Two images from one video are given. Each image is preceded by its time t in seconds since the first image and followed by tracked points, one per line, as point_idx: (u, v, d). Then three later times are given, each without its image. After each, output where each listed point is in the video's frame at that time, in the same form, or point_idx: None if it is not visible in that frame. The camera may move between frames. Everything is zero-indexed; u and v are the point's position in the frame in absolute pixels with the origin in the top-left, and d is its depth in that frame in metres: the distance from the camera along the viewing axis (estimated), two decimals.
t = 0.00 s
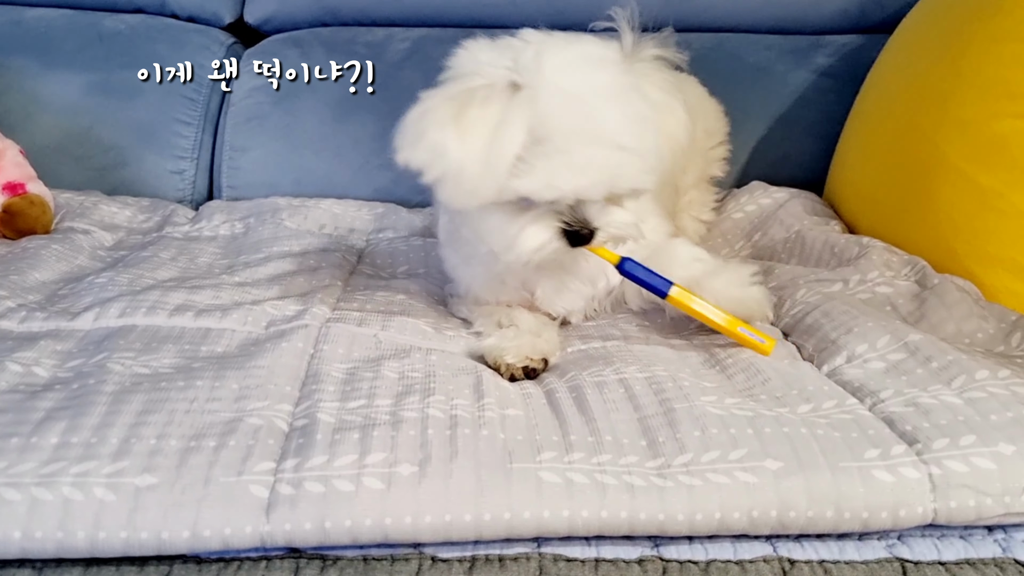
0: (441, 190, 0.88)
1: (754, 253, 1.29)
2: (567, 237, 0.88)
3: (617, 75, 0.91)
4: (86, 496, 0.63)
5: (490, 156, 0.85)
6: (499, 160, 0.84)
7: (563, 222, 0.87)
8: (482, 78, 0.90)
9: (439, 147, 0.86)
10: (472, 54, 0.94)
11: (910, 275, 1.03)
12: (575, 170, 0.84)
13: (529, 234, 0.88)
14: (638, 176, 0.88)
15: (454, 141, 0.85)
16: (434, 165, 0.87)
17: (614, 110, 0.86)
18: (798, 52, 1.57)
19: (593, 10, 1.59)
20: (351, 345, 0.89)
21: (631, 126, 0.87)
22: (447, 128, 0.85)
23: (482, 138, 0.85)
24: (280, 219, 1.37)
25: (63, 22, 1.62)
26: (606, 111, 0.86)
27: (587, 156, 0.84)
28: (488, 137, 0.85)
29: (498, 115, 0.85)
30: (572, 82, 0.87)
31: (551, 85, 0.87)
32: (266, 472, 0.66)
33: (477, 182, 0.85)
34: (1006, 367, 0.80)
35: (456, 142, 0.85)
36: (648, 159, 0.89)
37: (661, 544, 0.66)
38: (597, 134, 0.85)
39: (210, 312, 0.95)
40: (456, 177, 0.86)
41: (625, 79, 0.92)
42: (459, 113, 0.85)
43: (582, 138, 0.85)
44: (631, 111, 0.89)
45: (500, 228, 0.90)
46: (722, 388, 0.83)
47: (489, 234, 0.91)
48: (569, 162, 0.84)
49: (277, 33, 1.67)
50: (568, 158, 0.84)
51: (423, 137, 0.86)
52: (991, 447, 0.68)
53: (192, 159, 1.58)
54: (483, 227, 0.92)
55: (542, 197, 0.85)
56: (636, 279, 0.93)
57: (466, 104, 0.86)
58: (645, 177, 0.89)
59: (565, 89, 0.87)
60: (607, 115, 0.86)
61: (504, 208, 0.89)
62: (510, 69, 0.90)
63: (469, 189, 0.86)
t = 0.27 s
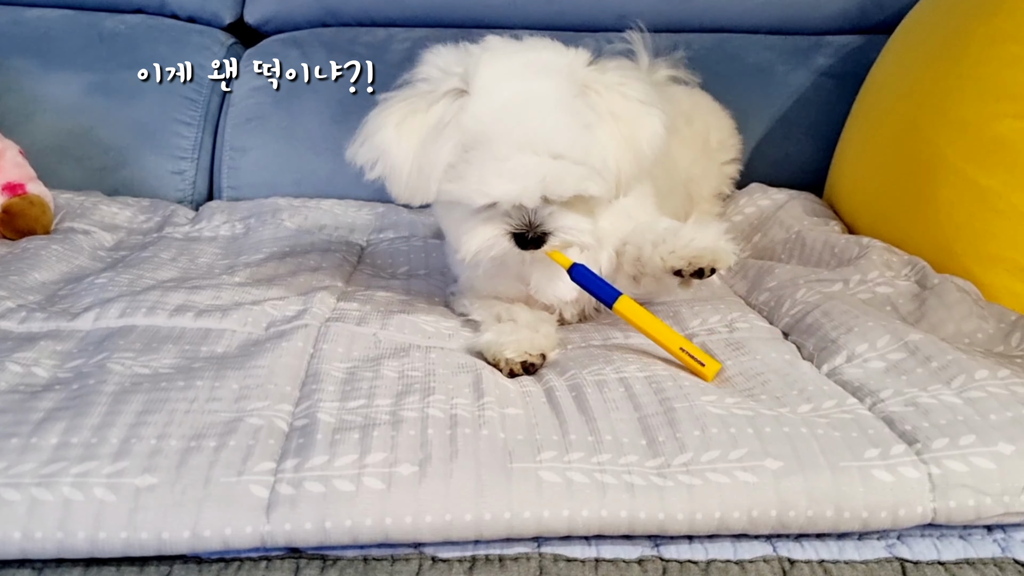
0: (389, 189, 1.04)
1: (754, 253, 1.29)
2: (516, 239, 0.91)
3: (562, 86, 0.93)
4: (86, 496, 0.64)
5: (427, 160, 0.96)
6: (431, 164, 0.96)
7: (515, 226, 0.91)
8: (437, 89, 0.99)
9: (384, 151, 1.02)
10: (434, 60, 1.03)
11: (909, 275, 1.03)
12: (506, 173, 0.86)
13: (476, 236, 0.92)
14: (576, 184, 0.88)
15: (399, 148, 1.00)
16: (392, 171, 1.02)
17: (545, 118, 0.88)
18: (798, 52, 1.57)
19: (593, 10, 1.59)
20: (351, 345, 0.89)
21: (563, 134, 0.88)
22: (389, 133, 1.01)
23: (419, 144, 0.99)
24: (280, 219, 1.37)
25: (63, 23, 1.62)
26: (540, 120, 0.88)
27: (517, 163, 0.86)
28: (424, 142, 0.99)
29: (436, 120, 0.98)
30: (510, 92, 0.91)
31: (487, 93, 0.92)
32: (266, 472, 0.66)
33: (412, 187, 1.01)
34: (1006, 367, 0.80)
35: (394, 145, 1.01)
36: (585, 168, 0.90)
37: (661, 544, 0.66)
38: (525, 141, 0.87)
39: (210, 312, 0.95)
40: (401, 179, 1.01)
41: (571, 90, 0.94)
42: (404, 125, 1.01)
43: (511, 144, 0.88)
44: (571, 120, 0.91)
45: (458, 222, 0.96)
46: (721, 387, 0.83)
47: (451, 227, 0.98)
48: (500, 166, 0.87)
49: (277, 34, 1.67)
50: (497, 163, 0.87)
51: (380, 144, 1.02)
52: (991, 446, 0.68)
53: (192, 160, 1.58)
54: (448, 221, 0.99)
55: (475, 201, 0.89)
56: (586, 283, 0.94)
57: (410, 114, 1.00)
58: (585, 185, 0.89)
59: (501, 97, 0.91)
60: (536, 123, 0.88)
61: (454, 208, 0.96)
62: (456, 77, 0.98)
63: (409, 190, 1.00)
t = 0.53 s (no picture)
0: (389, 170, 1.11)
1: (756, 254, 1.29)
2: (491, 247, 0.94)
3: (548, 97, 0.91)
4: (88, 497, 0.64)
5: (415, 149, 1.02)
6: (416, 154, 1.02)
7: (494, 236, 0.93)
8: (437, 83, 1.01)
9: (386, 137, 1.08)
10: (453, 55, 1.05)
11: (912, 276, 1.03)
12: (466, 178, 0.89)
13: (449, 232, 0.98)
14: (537, 196, 0.89)
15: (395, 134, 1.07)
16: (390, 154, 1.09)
17: (518, 129, 0.88)
18: (800, 52, 1.57)
19: (594, 11, 1.60)
20: (352, 346, 0.89)
21: (531, 147, 0.87)
22: (390, 121, 1.07)
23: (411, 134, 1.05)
24: (282, 220, 1.37)
25: (65, 24, 1.63)
26: (510, 133, 0.87)
27: (478, 170, 0.88)
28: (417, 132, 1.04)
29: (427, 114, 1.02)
30: (492, 99, 0.91)
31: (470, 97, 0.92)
32: (268, 473, 0.66)
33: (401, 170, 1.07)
34: (1008, 369, 0.80)
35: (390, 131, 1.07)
36: (554, 181, 0.89)
37: (662, 545, 0.66)
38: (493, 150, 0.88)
39: (212, 313, 0.95)
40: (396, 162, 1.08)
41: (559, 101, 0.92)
42: (404, 112, 1.06)
43: (478, 152, 0.88)
44: (549, 133, 0.89)
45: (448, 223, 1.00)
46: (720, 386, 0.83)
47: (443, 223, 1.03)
48: (462, 170, 0.89)
49: (279, 34, 1.67)
50: (461, 168, 0.89)
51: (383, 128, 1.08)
52: (993, 448, 0.68)
53: (194, 161, 1.58)
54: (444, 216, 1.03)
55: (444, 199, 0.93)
56: (570, 288, 0.96)
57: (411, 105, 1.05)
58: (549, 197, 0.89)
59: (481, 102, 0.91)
60: (506, 133, 0.88)
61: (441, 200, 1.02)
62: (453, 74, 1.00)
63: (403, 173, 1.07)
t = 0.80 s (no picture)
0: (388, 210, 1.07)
1: (756, 256, 1.29)
2: (512, 255, 0.92)
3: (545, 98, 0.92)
4: (87, 498, 0.64)
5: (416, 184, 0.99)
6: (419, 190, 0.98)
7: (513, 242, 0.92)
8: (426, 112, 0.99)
9: (379, 178, 1.04)
10: (427, 76, 1.02)
11: (912, 278, 1.03)
12: (486, 194, 0.87)
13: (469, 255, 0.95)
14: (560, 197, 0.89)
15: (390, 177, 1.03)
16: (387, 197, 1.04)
17: (526, 132, 0.88)
18: (800, 54, 1.57)
19: (595, 13, 1.60)
20: (352, 347, 0.89)
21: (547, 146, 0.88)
22: (379, 162, 1.03)
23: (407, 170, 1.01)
24: (282, 221, 1.37)
25: (66, 24, 1.63)
26: (519, 135, 0.88)
27: (498, 181, 0.87)
28: (414, 171, 1.00)
29: (421, 146, 0.99)
30: (491, 109, 0.91)
31: (468, 114, 0.92)
32: (268, 474, 0.66)
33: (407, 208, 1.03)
34: (1008, 371, 0.80)
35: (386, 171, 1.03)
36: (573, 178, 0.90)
37: (662, 547, 0.66)
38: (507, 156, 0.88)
39: (212, 314, 0.95)
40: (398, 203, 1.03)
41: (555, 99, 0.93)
42: (396, 152, 1.02)
43: (495, 163, 0.88)
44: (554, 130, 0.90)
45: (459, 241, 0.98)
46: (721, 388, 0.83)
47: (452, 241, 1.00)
48: (479, 186, 0.88)
49: (280, 35, 1.67)
50: (477, 183, 0.88)
51: (375, 170, 1.04)
52: (993, 451, 0.68)
53: (195, 161, 1.58)
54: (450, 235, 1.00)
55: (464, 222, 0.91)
56: (585, 296, 0.93)
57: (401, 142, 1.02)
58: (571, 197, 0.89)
59: (479, 117, 0.91)
60: (519, 139, 0.88)
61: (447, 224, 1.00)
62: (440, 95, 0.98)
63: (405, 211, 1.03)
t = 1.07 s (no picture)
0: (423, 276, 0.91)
1: (755, 257, 1.30)
2: (560, 301, 0.87)
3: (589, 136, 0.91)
4: (85, 499, 0.63)
5: (469, 240, 0.86)
6: (474, 247, 0.86)
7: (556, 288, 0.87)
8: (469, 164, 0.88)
9: (416, 240, 0.88)
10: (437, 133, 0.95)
11: (910, 281, 1.03)
12: (559, 242, 0.85)
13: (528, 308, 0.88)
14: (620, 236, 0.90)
15: (432, 238, 0.87)
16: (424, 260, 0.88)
17: (586, 176, 0.87)
18: (799, 57, 1.57)
19: (594, 15, 1.60)
20: (351, 348, 0.89)
21: (606, 186, 0.88)
22: (418, 223, 0.88)
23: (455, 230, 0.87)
24: (281, 222, 1.37)
25: (65, 24, 1.63)
26: (580, 180, 0.87)
27: (568, 229, 0.85)
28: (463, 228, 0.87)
29: (470, 199, 0.87)
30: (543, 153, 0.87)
31: (522, 160, 0.86)
32: (267, 476, 0.66)
33: (455, 270, 0.88)
34: (1006, 375, 0.80)
35: (432, 233, 0.87)
36: (629, 216, 0.91)
37: (660, 549, 0.66)
38: (574, 201, 0.86)
39: (211, 315, 0.95)
40: (439, 266, 0.88)
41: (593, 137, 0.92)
42: (438, 209, 0.88)
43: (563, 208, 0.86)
44: (604, 170, 0.90)
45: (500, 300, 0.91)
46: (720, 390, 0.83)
47: (486, 304, 0.93)
48: (551, 236, 0.85)
49: (279, 36, 1.68)
50: (547, 231, 0.85)
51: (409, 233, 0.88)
52: (991, 454, 0.68)
53: (193, 162, 1.58)
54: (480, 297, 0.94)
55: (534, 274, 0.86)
56: (638, 327, 0.91)
57: (442, 198, 0.88)
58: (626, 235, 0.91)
59: (534, 165, 0.86)
60: (582, 183, 0.87)
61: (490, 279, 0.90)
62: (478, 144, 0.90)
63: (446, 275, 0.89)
